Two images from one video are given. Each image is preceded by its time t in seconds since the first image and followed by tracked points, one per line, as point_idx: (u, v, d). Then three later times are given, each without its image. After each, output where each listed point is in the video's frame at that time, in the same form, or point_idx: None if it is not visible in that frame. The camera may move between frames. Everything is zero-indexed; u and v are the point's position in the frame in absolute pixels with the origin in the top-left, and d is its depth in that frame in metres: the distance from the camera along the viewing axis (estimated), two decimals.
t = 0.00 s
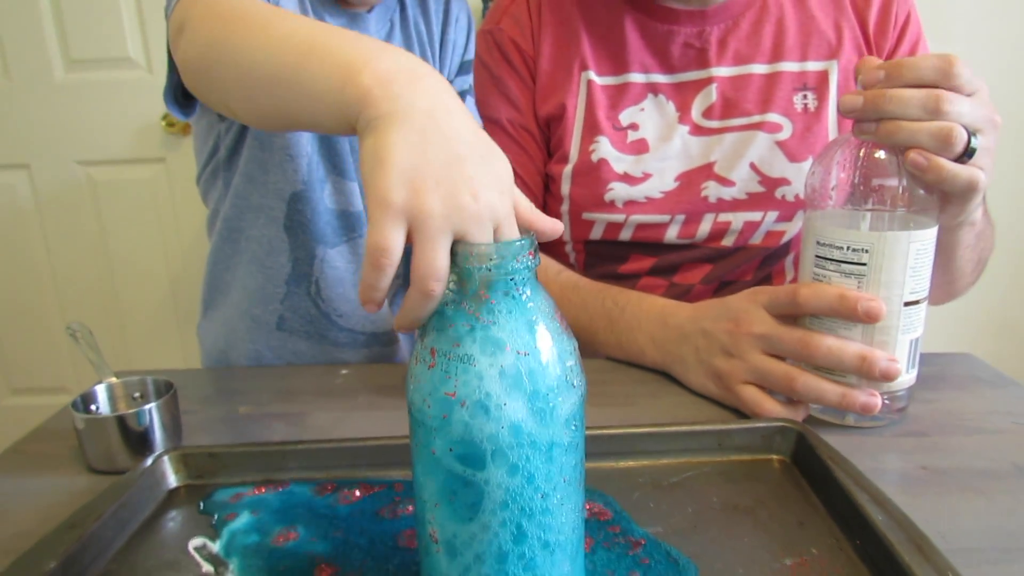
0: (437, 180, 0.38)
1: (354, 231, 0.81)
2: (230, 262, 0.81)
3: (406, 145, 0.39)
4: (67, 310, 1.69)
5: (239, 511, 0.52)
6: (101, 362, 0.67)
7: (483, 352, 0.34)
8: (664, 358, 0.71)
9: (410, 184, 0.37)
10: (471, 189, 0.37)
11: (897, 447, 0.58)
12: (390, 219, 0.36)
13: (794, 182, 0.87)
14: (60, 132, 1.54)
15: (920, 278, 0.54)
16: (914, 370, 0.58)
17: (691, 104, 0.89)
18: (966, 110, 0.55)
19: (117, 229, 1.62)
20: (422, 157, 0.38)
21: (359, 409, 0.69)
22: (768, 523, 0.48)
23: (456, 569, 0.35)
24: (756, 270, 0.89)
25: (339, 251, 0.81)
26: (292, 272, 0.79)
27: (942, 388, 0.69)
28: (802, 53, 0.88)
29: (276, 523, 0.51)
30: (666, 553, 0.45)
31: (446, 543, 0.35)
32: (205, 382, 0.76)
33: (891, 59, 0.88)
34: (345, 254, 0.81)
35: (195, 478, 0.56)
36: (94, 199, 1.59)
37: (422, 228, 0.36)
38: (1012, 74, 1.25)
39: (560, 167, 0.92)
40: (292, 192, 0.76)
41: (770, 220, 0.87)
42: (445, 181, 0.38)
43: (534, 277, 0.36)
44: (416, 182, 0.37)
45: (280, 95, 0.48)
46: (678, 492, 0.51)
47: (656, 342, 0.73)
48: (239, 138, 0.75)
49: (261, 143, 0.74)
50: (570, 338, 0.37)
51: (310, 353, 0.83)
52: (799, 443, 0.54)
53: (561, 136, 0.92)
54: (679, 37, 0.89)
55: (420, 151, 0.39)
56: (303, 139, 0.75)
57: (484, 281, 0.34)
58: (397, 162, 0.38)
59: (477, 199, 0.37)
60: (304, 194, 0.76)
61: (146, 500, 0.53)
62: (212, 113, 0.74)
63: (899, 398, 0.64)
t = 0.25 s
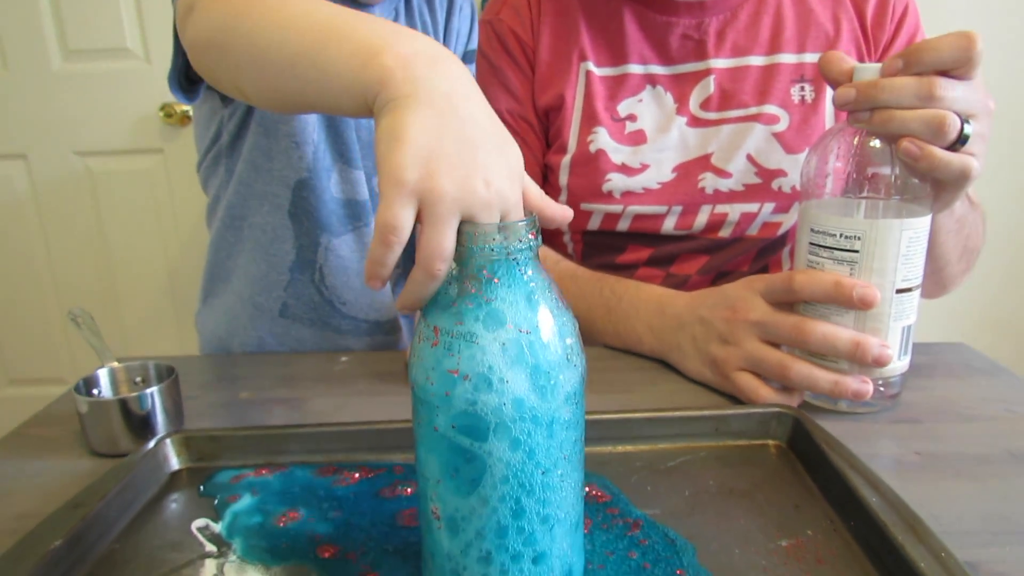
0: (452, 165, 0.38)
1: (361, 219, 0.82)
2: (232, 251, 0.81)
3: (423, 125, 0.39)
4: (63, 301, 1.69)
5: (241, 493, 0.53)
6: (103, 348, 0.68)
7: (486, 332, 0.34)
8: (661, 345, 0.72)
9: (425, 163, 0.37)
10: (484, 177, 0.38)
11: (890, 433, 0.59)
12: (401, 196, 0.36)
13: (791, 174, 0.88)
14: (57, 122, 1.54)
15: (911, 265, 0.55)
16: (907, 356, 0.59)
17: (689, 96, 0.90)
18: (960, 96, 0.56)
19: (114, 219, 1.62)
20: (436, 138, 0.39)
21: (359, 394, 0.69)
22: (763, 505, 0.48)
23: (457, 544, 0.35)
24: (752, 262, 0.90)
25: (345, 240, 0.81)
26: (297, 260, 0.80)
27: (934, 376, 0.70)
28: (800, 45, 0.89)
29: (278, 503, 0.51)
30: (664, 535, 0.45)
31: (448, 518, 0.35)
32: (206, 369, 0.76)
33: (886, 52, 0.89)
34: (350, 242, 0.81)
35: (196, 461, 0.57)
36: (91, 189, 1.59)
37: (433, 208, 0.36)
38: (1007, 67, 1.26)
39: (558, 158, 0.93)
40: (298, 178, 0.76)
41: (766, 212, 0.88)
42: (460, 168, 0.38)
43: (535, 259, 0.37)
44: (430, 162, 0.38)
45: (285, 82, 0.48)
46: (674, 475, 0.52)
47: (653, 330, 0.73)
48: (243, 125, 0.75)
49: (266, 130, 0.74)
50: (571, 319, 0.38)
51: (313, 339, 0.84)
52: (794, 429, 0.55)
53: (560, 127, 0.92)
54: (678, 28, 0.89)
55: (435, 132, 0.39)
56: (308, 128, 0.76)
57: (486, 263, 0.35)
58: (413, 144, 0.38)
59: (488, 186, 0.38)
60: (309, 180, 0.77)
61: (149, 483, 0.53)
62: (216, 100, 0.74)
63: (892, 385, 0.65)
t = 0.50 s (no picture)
0: (427, 109, 0.38)
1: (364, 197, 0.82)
2: (234, 230, 0.81)
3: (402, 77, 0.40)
4: (61, 288, 1.69)
5: (240, 463, 0.53)
6: (104, 323, 0.68)
7: (483, 290, 0.35)
8: (659, 326, 0.72)
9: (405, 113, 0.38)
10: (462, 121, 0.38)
11: (885, 411, 0.59)
12: (383, 146, 0.37)
13: (790, 161, 0.89)
14: (57, 110, 1.54)
15: (908, 246, 0.55)
16: (903, 336, 0.59)
17: (688, 83, 0.90)
18: (961, 79, 0.57)
19: (112, 207, 1.62)
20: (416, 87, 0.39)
21: (358, 371, 0.70)
22: (758, 476, 0.49)
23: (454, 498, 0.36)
24: (750, 248, 0.91)
25: (348, 218, 0.81)
26: (299, 237, 0.80)
27: (929, 359, 0.71)
28: (800, 33, 0.89)
29: (279, 470, 0.52)
30: (661, 502, 0.46)
31: (445, 472, 0.36)
32: (206, 346, 0.76)
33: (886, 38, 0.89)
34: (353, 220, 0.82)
35: (196, 432, 0.57)
36: (90, 177, 1.60)
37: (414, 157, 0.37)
38: (1006, 62, 1.26)
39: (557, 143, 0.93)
40: (300, 154, 0.77)
41: (764, 198, 0.89)
42: (440, 110, 0.38)
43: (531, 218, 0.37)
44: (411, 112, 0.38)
45: (270, 33, 0.48)
46: (671, 448, 0.52)
47: (651, 312, 0.74)
48: (243, 101, 0.76)
49: (265, 107, 0.74)
50: (567, 278, 0.38)
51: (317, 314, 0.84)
52: (790, 403, 0.55)
53: (559, 112, 0.92)
54: (677, 15, 0.89)
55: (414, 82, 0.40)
56: (312, 105, 0.76)
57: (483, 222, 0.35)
58: (391, 94, 0.39)
59: (468, 127, 0.38)
60: (311, 155, 0.77)
61: (148, 452, 0.54)
62: (216, 76, 0.75)
63: (887, 364, 0.65)
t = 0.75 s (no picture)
0: None
1: (359, 150, 0.80)
2: (227, 186, 0.80)
3: None
4: (57, 256, 1.68)
5: (236, 415, 0.53)
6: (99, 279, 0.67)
7: (482, 233, 0.34)
8: (657, 287, 0.72)
9: None
10: None
11: (882, 370, 0.59)
12: None
13: (790, 124, 0.88)
14: (50, 75, 1.52)
15: (908, 203, 0.55)
16: (901, 294, 0.59)
17: (689, 45, 0.89)
18: (955, 32, 0.57)
19: (107, 174, 1.61)
20: None
21: (355, 329, 0.69)
22: (756, 429, 0.49)
23: (452, 443, 0.36)
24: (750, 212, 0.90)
25: (343, 169, 0.80)
26: (294, 191, 0.80)
27: (927, 321, 0.70)
28: None
29: (275, 422, 0.51)
30: (658, 454, 0.46)
31: (443, 417, 0.36)
32: (202, 305, 0.76)
33: None
34: (348, 172, 0.80)
35: (193, 385, 0.57)
36: (84, 144, 1.58)
37: None
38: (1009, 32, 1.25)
39: (556, 105, 0.92)
40: (294, 105, 0.76)
41: (765, 161, 0.88)
42: None
43: (531, 160, 0.36)
44: None
45: None
46: (668, 402, 0.52)
47: (649, 273, 0.73)
48: (231, 52, 0.74)
49: (256, 56, 0.73)
50: (568, 222, 0.37)
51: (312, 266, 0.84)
52: (788, 359, 0.55)
53: (558, 74, 0.92)
54: None
55: None
56: (302, 53, 0.74)
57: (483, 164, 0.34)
58: None
59: None
60: (305, 106, 0.76)
61: (144, 404, 0.53)
62: (204, 24, 0.73)
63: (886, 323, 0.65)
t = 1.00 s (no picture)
0: None
1: (341, 108, 0.79)
2: (210, 151, 0.79)
3: None
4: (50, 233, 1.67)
5: (225, 372, 0.52)
6: (87, 241, 0.66)
7: (468, 170, 0.33)
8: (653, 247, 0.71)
9: None
10: None
11: (881, 327, 0.58)
12: None
13: (790, 86, 0.86)
14: (40, 48, 1.50)
15: (904, 157, 0.53)
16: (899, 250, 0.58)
17: (688, 5, 0.87)
18: None
19: (100, 150, 1.60)
20: None
21: (346, 290, 0.68)
22: (752, 383, 0.48)
23: (440, 387, 0.35)
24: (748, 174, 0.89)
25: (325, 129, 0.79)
26: (277, 154, 0.78)
27: (926, 282, 0.69)
28: None
29: (263, 377, 0.51)
30: (652, 406, 0.45)
31: (430, 361, 0.35)
32: (193, 269, 0.75)
33: None
34: (330, 131, 0.79)
35: (181, 344, 0.56)
36: (76, 119, 1.56)
37: None
38: None
39: (554, 66, 0.90)
40: (271, 62, 0.75)
41: (765, 123, 0.86)
42: None
43: (519, 96, 0.34)
44: None
45: None
46: (663, 357, 0.51)
47: (645, 234, 0.72)
48: (206, 8, 0.74)
49: (230, 11, 0.73)
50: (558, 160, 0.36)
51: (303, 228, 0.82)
52: (784, 315, 0.54)
53: (555, 35, 0.90)
54: None
55: None
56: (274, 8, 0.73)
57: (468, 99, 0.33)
58: None
59: None
60: (283, 63, 0.75)
61: (130, 363, 0.52)
62: None
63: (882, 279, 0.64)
